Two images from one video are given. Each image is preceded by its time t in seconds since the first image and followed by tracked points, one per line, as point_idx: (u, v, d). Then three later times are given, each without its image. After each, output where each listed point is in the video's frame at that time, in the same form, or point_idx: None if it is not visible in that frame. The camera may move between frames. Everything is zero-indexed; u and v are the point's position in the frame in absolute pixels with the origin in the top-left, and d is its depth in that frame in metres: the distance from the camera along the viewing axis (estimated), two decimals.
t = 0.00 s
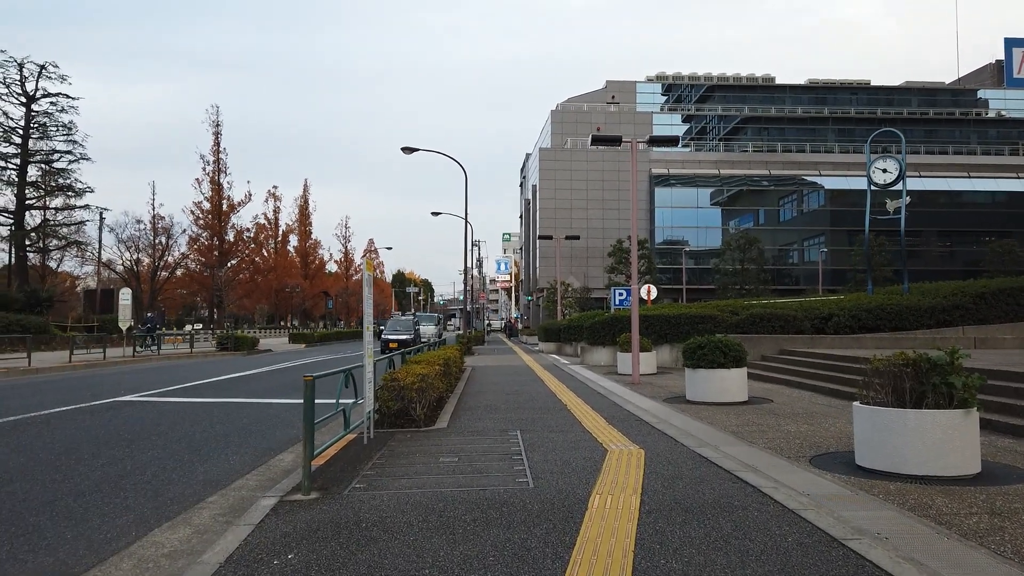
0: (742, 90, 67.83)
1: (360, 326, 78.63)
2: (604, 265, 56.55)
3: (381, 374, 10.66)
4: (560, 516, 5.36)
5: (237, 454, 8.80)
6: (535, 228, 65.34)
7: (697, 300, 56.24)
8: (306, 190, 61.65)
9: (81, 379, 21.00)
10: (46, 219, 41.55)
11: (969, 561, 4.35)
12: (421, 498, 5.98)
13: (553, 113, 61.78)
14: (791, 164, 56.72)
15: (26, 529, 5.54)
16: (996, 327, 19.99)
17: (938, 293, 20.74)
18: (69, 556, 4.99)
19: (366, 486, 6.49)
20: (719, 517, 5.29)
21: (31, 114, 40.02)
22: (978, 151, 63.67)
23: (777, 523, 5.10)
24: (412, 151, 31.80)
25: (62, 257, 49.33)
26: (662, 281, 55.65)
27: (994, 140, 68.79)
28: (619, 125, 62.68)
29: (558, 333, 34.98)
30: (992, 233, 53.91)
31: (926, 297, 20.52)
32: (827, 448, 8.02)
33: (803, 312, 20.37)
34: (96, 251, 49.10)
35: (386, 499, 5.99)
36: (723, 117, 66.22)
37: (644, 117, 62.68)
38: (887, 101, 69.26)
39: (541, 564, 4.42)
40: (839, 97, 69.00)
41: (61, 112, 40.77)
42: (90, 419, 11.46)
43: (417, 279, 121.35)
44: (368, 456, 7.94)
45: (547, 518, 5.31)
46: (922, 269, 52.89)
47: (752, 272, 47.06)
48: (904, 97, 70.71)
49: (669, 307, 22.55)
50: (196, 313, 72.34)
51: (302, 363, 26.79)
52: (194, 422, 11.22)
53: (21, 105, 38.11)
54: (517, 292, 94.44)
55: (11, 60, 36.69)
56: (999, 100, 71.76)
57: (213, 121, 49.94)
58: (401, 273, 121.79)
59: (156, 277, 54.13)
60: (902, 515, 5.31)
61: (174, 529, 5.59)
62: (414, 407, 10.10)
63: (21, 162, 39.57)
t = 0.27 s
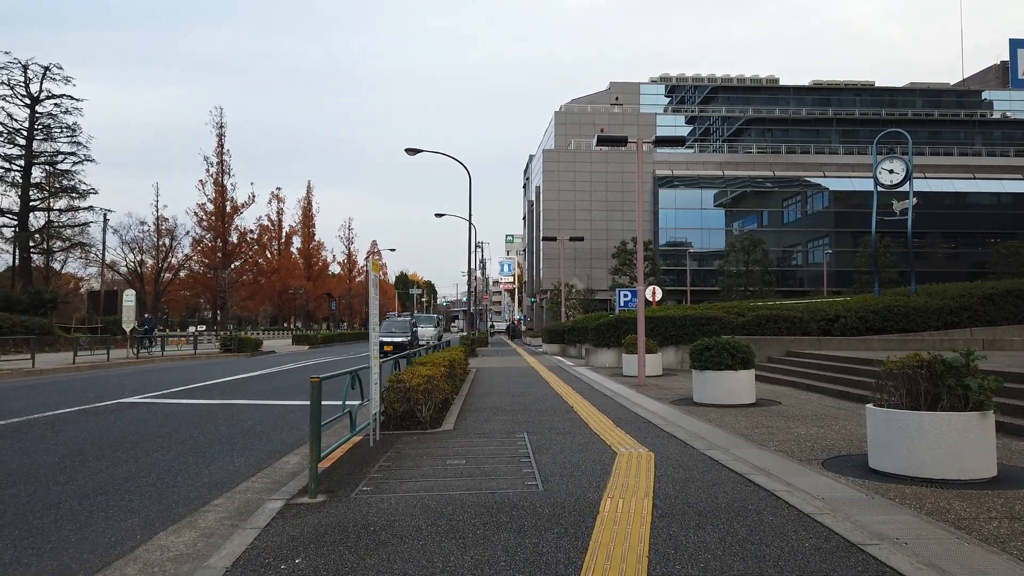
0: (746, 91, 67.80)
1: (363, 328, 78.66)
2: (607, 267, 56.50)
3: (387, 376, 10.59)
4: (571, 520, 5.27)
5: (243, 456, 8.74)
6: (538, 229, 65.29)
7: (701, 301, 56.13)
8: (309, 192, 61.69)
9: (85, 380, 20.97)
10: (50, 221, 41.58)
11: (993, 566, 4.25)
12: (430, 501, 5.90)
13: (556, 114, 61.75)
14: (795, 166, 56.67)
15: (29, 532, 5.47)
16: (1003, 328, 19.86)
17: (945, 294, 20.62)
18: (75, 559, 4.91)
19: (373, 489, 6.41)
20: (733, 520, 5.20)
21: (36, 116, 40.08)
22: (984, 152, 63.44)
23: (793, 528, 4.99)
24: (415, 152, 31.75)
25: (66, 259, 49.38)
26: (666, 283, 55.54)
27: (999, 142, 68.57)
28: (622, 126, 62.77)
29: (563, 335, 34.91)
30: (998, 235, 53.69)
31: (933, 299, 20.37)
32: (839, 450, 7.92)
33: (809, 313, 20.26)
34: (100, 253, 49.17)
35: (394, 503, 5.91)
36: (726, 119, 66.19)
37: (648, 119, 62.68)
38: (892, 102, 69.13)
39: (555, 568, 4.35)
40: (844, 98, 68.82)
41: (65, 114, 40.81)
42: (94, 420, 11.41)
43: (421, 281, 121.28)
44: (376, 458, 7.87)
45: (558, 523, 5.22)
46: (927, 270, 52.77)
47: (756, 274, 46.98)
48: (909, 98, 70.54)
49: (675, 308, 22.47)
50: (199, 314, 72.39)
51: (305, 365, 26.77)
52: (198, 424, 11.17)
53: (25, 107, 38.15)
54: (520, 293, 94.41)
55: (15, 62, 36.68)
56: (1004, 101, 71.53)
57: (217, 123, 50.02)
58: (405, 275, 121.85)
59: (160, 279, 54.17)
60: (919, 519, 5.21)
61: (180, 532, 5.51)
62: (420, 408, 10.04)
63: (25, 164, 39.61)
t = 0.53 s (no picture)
0: (749, 94, 67.63)
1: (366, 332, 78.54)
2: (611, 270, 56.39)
3: (393, 379, 10.51)
4: (583, 526, 5.17)
5: (248, 460, 8.65)
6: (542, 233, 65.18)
7: (705, 305, 55.96)
8: (312, 196, 61.66)
9: (88, 384, 20.84)
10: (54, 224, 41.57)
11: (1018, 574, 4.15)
12: (439, 507, 5.81)
13: (560, 118, 61.71)
14: (799, 170, 56.64)
15: (33, 537, 5.40)
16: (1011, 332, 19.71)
17: (952, 298, 20.48)
18: (79, 565, 4.84)
19: (381, 493, 6.33)
20: (748, 527, 5.10)
21: (40, 119, 40.11)
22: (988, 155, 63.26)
23: (809, 535, 4.90)
24: (419, 156, 31.73)
25: (69, 262, 49.35)
26: (670, 287, 55.37)
27: (1003, 145, 68.39)
28: (626, 130, 62.77)
29: (566, 339, 34.80)
30: (1003, 238, 53.47)
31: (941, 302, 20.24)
32: (852, 456, 7.82)
33: (815, 317, 20.14)
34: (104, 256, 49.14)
35: (403, 508, 5.83)
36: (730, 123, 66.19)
37: (651, 122, 62.57)
38: (895, 105, 69.01)
39: None
40: (847, 101, 68.70)
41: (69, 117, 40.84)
42: (97, 424, 11.32)
43: (423, 285, 121.15)
44: (382, 462, 7.79)
45: (569, 529, 5.13)
46: (931, 274, 52.57)
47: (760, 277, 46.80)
48: (912, 101, 70.39)
49: (680, 312, 22.38)
50: (202, 318, 72.32)
51: (308, 368, 26.65)
52: (202, 427, 11.10)
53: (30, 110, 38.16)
54: (523, 297, 94.28)
55: (19, 65, 36.71)
56: (1007, 104, 71.37)
57: (220, 126, 50.03)
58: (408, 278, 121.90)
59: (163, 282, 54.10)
60: (937, 526, 5.12)
61: (186, 538, 5.44)
62: (426, 412, 9.96)
63: (29, 167, 39.62)
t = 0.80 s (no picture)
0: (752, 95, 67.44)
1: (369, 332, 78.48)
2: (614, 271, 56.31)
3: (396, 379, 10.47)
4: (589, 528, 5.13)
5: (251, 461, 8.62)
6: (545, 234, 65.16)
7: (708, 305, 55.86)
8: (315, 197, 61.65)
9: (92, 385, 20.81)
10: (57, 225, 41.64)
11: None
12: (443, 509, 5.76)
13: (562, 118, 61.65)
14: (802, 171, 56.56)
15: (36, 539, 5.37)
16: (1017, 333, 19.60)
17: (958, 299, 20.38)
18: (83, 567, 4.81)
19: (385, 495, 6.28)
20: (757, 529, 5.05)
21: (43, 120, 40.18)
22: (992, 155, 63.10)
23: (819, 537, 4.84)
24: (421, 157, 31.71)
25: (72, 263, 49.40)
26: (673, 287, 55.27)
27: (1007, 145, 68.20)
28: (628, 130, 62.71)
29: (570, 339, 34.72)
30: (1007, 239, 53.30)
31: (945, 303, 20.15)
32: (859, 457, 7.76)
33: (820, 317, 20.05)
34: (107, 257, 49.19)
35: (407, 510, 5.79)
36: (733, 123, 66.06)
37: (654, 122, 62.53)
38: (898, 105, 68.86)
39: None
40: (850, 102, 68.56)
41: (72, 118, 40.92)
42: (100, 425, 11.30)
43: (426, 286, 121.10)
44: (386, 463, 7.75)
45: (576, 530, 5.08)
46: (935, 274, 52.42)
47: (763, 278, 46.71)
48: (915, 101, 70.22)
49: (683, 312, 22.32)
50: (205, 318, 72.35)
51: (311, 369, 26.62)
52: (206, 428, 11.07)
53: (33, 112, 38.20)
54: (526, 298, 94.21)
55: (23, 66, 36.79)
56: (1011, 104, 71.16)
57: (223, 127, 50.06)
58: (410, 279, 121.94)
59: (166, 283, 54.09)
60: (947, 529, 5.06)
61: (189, 540, 5.40)
62: (430, 413, 9.93)
63: (33, 168, 39.69)
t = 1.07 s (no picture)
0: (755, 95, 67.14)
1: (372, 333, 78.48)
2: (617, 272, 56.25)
3: (399, 380, 10.46)
4: (593, 530, 5.10)
5: (255, 463, 8.60)
6: (547, 235, 65.16)
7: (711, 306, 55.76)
8: (317, 198, 61.68)
9: (94, 386, 20.81)
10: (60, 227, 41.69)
11: None
12: (445, 511, 5.72)
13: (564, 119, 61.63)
14: (805, 171, 56.51)
15: (38, 541, 5.36)
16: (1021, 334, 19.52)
17: (962, 299, 20.30)
18: (85, 569, 4.80)
19: (388, 497, 6.26)
20: (765, 531, 5.01)
21: (46, 122, 40.27)
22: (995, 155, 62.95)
23: (824, 539, 4.81)
24: (424, 158, 31.76)
25: (76, 264, 49.56)
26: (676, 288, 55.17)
27: (1010, 145, 68.06)
28: (631, 131, 62.71)
29: (573, 340, 34.68)
30: (1011, 239, 53.15)
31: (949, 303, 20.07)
32: (865, 458, 7.71)
33: (824, 317, 20.00)
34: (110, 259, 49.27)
35: (410, 512, 5.76)
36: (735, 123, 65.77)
37: (657, 123, 62.95)
38: (901, 105, 68.73)
39: None
40: (853, 102, 68.43)
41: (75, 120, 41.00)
42: (103, 427, 11.29)
43: (428, 287, 120.93)
44: (389, 466, 7.72)
45: (580, 532, 5.06)
46: (938, 275, 52.33)
47: (766, 279, 46.66)
48: (918, 102, 70.09)
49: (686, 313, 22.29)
50: (208, 319, 72.41)
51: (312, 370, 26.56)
52: (208, 430, 11.05)
53: (36, 113, 38.27)
54: (529, 299, 94.22)
55: (26, 68, 36.86)
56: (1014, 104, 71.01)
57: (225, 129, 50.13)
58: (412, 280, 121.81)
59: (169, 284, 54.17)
60: (955, 530, 5.01)
61: (190, 542, 5.37)
62: (433, 413, 9.91)
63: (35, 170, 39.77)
